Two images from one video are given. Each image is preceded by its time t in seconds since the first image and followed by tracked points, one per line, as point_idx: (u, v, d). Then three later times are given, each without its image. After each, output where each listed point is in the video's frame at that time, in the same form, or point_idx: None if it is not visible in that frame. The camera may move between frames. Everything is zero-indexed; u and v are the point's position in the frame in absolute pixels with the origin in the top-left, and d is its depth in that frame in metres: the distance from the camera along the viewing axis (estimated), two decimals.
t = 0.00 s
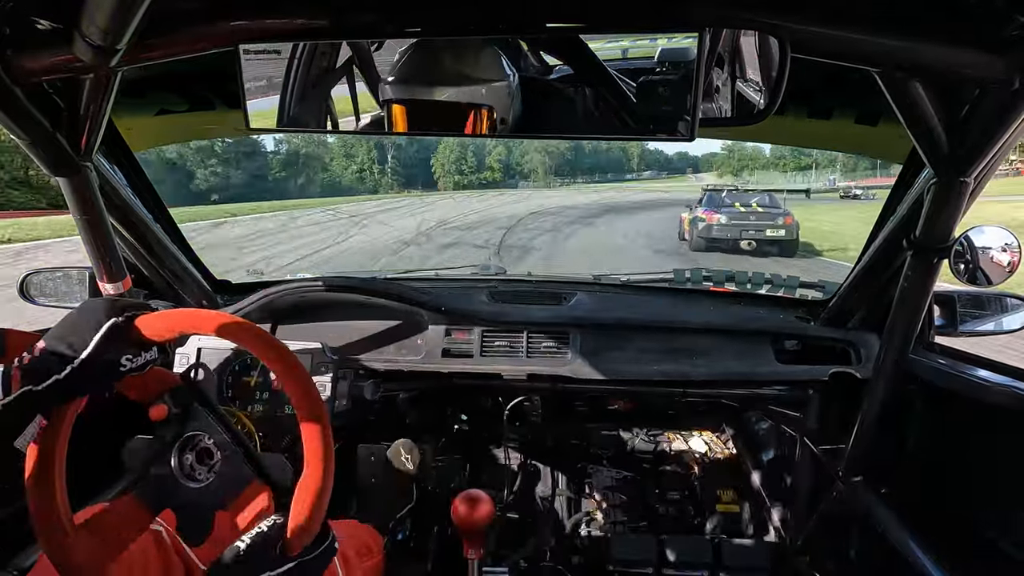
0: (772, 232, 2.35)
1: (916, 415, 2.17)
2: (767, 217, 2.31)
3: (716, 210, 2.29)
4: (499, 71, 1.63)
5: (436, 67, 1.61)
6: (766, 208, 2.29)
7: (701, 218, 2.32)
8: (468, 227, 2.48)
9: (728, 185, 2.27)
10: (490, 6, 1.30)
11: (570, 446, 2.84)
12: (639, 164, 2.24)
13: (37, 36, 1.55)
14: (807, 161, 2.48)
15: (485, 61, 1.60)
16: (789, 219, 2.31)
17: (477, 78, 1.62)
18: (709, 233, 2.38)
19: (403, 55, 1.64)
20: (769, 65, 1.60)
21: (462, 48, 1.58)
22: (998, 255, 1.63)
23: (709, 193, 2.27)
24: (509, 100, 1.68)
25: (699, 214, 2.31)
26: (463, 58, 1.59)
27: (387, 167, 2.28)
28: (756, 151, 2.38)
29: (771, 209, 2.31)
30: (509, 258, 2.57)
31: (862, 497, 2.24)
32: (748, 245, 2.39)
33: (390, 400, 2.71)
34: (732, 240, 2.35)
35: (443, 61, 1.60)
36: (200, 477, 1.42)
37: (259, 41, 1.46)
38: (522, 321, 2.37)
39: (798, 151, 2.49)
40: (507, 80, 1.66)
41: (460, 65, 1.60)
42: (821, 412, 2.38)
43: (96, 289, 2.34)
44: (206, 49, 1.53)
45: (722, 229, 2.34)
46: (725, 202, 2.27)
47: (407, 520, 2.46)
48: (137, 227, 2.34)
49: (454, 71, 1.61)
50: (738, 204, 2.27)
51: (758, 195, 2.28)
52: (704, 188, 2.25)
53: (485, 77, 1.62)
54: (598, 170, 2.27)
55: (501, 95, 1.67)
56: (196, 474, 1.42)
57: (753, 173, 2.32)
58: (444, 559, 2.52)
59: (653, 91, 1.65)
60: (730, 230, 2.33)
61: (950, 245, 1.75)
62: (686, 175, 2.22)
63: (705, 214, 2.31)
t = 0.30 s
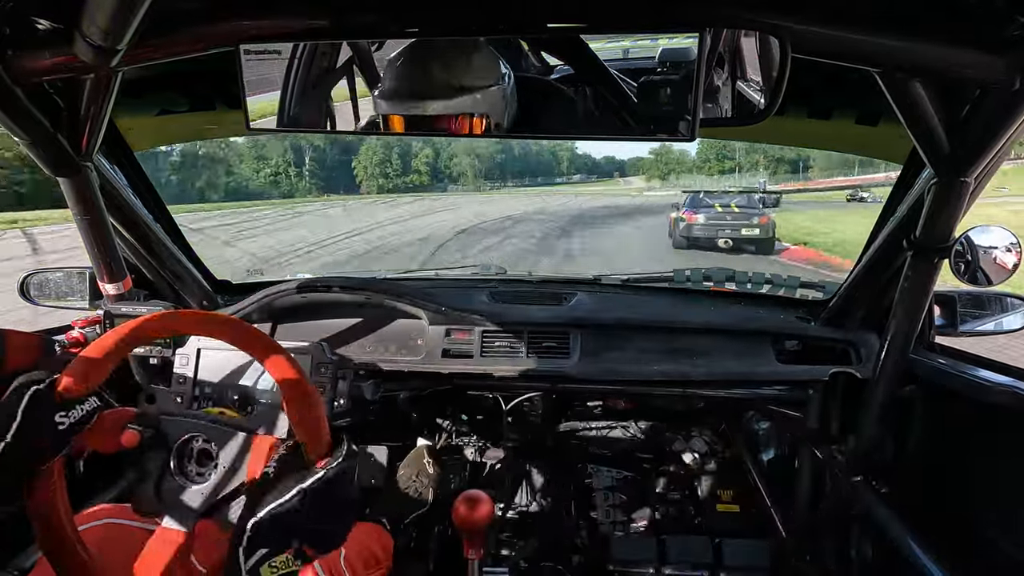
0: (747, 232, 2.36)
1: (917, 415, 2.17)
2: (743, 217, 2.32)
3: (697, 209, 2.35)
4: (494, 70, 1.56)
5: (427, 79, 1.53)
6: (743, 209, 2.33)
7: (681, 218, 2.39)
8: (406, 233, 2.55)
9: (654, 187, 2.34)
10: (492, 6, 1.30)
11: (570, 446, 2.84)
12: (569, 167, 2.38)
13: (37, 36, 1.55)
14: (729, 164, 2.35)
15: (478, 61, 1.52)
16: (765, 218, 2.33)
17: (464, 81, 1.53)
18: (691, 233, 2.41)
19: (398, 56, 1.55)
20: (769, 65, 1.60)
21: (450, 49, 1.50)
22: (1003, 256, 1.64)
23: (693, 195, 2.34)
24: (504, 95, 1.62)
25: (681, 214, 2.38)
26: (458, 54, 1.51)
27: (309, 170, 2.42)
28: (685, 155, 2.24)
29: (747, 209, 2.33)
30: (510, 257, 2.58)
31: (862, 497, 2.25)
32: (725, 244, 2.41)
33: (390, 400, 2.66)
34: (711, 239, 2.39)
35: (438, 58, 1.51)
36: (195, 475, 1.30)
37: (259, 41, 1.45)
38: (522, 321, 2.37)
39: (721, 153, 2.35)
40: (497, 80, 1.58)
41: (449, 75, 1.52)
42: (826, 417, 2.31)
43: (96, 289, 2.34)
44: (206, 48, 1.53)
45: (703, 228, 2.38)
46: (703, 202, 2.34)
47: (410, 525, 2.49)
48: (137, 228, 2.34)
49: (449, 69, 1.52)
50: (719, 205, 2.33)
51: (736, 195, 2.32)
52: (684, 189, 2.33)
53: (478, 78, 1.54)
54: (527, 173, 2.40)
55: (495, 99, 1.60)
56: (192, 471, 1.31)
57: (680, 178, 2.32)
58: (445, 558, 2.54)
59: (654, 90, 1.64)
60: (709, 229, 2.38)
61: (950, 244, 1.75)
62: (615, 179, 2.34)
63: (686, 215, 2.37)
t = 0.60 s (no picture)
0: (756, 230, 2.30)
1: (917, 414, 2.17)
2: (752, 216, 2.27)
3: (709, 208, 2.30)
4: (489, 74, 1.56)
5: (412, 94, 1.57)
6: (753, 208, 2.27)
7: (692, 216, 2.33)
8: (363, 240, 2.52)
9: (608, 191, 2.34)
10: (491, 6, 1.30)
11: (570, 445, 2.77)
12: (521, 172, 2.33)
13: (37, 36, 1.55)
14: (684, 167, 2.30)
15: (469, 68, 1.53)
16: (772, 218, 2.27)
17: (453, 94, 1.55)
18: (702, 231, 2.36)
19: (392, 65, 1.59)
20: (769, 65, 1.60)
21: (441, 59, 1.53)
22: (1003, 257, 1.65)
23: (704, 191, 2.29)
24: (500, 102, 1.61)
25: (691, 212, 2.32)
26: (448, 64, 1.53)
27: (244, 176, 2.43)
28: (637, 159, 2.25)
29: (757, 209, 2.27)
30: (510, 257, 2.54)
31: (862, 496, 2.24)
32: (735, 242, 2.35)
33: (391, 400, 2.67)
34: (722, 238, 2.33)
35: (430, 68, 1.54)
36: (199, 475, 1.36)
37: (258, 40, 1.45)
38: (522, 321, 2.37)
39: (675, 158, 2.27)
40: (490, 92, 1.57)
41: (434, 89, 1.55)
42: (826, 416, 2.34)
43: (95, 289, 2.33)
44: (205, 48, 1.53)
45: (715, 226, 2.33)
46: (715, 200, 2.29)
47: (409, 524, 2.60)
48: (138, 227, 2.35)
49: (440, 81, 1.54)
50: (730, 205, 2.28)
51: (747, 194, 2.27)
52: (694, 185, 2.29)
53: (467, 89, 1.55)
54: (479, 179, 2.35)
55: (485, 119, 1.60)
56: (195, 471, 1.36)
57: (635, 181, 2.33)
58: (445, 558, 2.55)
59: (653, 90, 1.65)
60: (720, 227, 2.32)
61: (950, 244, 1.75)
62: (567, 184, 2.33)
63: (697, 215, 2.31)
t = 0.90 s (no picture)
0: (721, 229, 2.29)
1: (916, 415, 2.17)
2: (716, 216, 2.26)
3: (676, 209, 2.30)
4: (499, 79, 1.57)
5: (426, 105, 1.58)
6: (719, 208, 2.26)
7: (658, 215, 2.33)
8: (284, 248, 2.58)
9: (517, 196, 2.32)
10: (490, 6, 1.30)
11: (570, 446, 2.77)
12: (428, 177, 2.31)
13: (37, 36, 1.55)
14: (590, 171, 2.27)
15: (483, 76, 1.54)
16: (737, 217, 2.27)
17: (465, 104, 1.58)
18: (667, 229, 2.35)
19: (393, 71, 1.57)
20: (769, 65, 1.61)
21: (454, 70, 1.52)
22: (1003, 257, 1.64)
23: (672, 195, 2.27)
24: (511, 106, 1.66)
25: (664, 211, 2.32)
26: (461, 70, 1.52)
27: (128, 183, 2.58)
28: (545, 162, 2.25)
29: (721, 208, 2.26)
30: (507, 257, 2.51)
31: (862, 497, 2.25)
32: (700, 240, 2.36)
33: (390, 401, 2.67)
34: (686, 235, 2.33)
35: (442, 70, 1.53)
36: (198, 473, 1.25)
37: (258, 40, 1.45)
38: (523, 321, 2.38)
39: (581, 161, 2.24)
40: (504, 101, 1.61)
41: (446, 100, 1.57)
42: (826, 414, 2.31)
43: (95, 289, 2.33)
44: (205, 49, 1.53)
45: (681, 227, 2.32)
46: (682, 201, 2.28)
47: (410, 525, 2.59)
48: (138, 227, 2.34)
49: (451, 84, 1.54)
50: (697, 204, 2.27)
51: (715, 196, 2.23)
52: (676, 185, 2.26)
53: (477, 95, 1.57)
54: (384, 185, 2.36)
55: (497, 122, 1.67)
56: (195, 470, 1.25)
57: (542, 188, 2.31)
58: (444, 559, 2.51)
59: (654, 91, 1.66)
60: (685, 226, 2.32)
61: (950, 245, 1.75)
62: (476, 189, 2.31)
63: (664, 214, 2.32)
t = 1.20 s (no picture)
0: (682, 225, 2.33)
1: (916, 414, 2.17)
2: (676, 212, 2.32)
3: (639, 206, 2.32)
4: (496, 77, 1.58)
5: (424, 101, 1.58)
6: (680, 204, 2.31)
7: (623, 212, 2.35)
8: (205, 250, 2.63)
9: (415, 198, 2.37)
10: (490, 6, 1.30)
11: (571, 446, 2.76)
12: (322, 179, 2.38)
13: (37, 36, 1.54)
14: (490, 174, 2.29)
15: (482, 74, 1.55)
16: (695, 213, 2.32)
17: (463, 102, 1.57)
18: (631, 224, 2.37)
19: (396, 69, 1.58)
20: (768, 65, 1.61)
21: (450, 67, 1.53)
22: (1002, 258, 1.66)
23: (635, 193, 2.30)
24: (509, 105, 1.66)
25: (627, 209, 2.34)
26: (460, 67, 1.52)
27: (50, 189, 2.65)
28: (442, 164, 2.25)
29: (682, 203, 2.31)
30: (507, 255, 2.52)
31: (867, 498, 2.20)
32: (662, 236, 2.39)
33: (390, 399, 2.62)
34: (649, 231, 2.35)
35: (443, 66, 1.53)
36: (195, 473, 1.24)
37: (258, 40, 1.45)
38: (522, 321, 2.38)
39: (482, 164, 2.25)
40: (501, 102, 1.62)
41: (446, 98, 1.57)
42: (826, 416, 2.30)
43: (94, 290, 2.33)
44: (204, 49, 1.53)
45: (644, 223, 2.35)
46: (645, 198, 2.30)
47: (411, 525, 2.54)
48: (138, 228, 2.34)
49: (448, 83, 1.55)
50: (657, 201, 2.31)
51: (676, 194, 2.28)
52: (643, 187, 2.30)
53: (473, 95, 1.57)
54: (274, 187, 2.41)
55: (497, 122, 1.66)
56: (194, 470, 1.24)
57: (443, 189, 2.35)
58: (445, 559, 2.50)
59: (654, 90, 1.65)
60: (650, 221, 2.34)
61: (950, 245, 1.75)
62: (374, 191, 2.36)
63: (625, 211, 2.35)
